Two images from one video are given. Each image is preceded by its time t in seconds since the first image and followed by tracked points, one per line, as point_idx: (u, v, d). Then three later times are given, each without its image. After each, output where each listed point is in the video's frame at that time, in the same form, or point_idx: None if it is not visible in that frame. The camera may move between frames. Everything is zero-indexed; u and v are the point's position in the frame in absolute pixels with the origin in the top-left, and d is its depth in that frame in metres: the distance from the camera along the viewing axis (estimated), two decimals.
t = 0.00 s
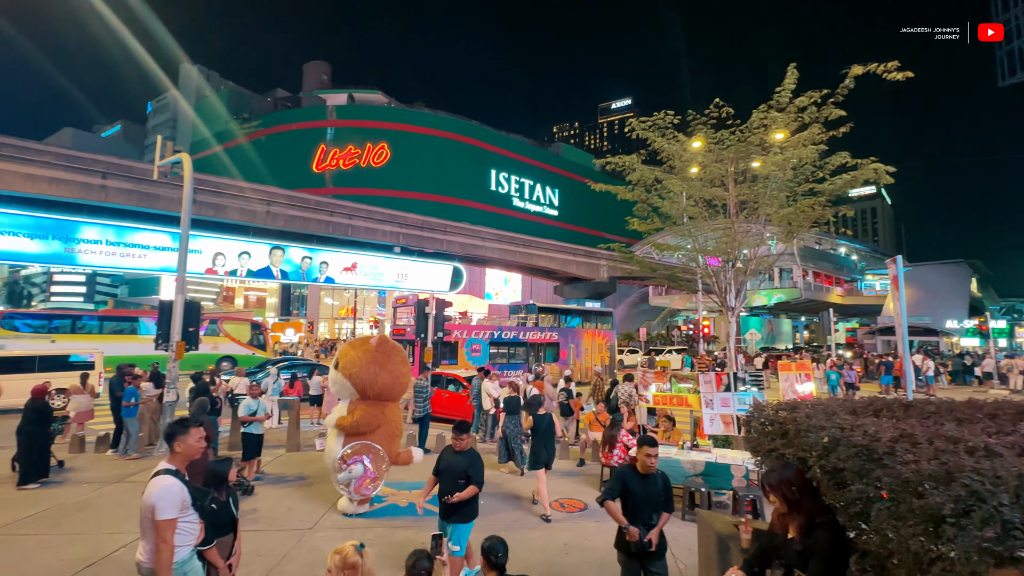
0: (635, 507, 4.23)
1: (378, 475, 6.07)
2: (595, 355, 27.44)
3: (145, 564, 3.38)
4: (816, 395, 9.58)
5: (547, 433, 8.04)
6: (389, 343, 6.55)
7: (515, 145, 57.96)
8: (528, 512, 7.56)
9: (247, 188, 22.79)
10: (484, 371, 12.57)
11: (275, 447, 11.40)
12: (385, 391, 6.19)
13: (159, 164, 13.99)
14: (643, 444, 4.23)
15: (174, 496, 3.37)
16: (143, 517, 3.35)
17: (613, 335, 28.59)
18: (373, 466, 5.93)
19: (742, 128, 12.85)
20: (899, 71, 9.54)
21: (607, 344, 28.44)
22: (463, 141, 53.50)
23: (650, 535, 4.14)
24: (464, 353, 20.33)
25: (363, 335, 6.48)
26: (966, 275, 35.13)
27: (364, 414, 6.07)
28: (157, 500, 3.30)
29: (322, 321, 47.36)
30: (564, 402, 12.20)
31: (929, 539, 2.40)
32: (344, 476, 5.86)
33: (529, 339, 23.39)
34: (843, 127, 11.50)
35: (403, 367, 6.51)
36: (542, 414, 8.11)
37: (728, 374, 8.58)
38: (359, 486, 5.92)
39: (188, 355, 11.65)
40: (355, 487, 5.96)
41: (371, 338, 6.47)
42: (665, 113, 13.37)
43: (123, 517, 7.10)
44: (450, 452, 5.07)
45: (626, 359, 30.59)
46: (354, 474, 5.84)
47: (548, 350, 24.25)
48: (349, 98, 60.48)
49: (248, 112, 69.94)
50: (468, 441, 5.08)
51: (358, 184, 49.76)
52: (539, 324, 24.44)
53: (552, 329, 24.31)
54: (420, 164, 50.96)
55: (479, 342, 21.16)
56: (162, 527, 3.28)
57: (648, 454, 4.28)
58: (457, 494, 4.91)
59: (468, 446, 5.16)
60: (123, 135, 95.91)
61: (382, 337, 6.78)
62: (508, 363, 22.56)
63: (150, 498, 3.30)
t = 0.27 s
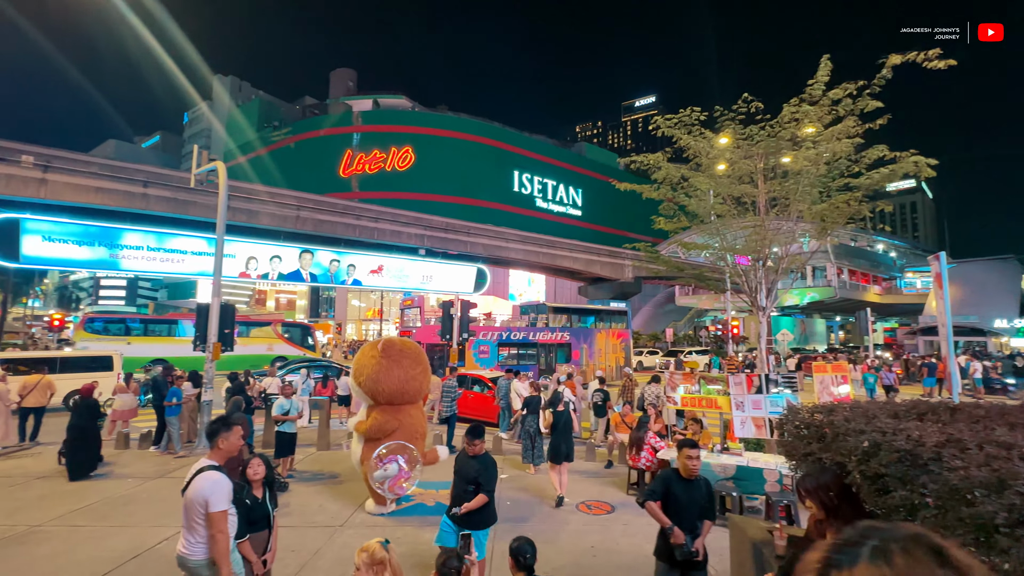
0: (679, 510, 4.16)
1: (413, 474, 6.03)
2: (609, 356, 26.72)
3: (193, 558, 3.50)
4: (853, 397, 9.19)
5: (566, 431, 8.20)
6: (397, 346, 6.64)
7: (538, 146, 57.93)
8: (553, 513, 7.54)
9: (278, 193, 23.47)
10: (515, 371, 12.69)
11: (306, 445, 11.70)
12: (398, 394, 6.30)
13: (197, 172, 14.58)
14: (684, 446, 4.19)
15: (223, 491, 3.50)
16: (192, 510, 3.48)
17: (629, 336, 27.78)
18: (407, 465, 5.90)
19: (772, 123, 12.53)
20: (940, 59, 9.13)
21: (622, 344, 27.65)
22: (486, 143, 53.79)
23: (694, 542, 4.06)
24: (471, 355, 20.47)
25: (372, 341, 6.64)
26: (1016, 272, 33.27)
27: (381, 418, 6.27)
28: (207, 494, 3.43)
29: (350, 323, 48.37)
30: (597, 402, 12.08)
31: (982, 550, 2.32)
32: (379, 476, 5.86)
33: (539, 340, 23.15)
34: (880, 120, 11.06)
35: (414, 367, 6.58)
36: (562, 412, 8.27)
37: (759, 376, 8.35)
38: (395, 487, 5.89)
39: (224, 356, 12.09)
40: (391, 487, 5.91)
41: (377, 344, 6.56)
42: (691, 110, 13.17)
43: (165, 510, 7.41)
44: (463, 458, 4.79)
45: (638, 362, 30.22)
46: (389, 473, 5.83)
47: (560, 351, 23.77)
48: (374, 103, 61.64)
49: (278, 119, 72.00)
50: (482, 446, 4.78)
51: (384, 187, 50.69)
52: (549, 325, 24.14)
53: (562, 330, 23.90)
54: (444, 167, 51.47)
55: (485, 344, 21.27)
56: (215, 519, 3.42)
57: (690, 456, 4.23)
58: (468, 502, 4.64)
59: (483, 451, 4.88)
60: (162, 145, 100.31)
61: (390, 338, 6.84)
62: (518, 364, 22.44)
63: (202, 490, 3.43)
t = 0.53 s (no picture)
0: (726, 514, 4.05)
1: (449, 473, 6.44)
2: (627, 357, 25.82)
3: (237, 550, 3.63)
4: (898, 400, 8.74)
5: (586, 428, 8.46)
6: (403, 354, 6.64)
7: (563, 146, 57.67)
8: (584, 515, 7.50)
9: (310, 199, 24.14)
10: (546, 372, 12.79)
11: (339, 443, 12.02)
12: (410, 404, 6.41)
13: (234, 180, 15.17)
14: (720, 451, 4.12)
15: (269, 484, 3.66)
16: (234, 505, 3.63)
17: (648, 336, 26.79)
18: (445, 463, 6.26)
19: (807, 116, 12.14)
20: (991, 43, 8.62)
21: (641, 345, 26.63)
22: (511, 144, 53.91)
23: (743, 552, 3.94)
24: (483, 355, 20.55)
25: (379, 353, 6.68)
26: None
27: (400, 426, 6.44)
28: (254, 487, 3.60)
29: (379, 324, 49.32)
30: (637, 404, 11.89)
31: None
32: (418, 476, 6.19)
33: (553, 339, 22.82)
34: (925, 109, 10.54)
35: (422, 373, 6.57)
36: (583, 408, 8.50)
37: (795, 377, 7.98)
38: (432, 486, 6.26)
39: (260, 357, 12.52)
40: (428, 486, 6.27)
41: (383, 356, 6.64)
42: (721, 106, 12.92)
43: (208, 504, 7.74)
44: (470, 464, 4.65)
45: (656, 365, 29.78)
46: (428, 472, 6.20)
47: (575, 351, 23.31)
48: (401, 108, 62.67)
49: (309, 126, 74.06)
50: (490, 451, 4.63)
51: (411, 191, 51.54)
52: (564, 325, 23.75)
53: (577, 330, 23.38)
54: (469, 169, 51.86)
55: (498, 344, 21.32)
56: (265, 510, 3.59)
57: (729, 461, 4.11)
58: (478, 511, 4.48)
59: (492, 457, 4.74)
60: (201, 154, 104.77)
61: (398, 344, 6.86)
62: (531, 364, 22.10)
63: (249, 483, 3.60)
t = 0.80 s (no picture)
0: (773, 522, 3.97)
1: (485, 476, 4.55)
2: (645, 358, 25.13)
3: (275, 543, 3.75)
4: (945, 402, 8.28)
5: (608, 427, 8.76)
6: (430, 354, 6.73)
7: (588, 144, 57.22)
8: (613, 517, 7.43)
9: (339, 203, 24.72)
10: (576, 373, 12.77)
11: (370, 442, 12.28)
12: (439, 404, 6.49)
13: (267, 186, 15.67)
14: (754, 457, 4.04)
15: (307, 478, 3.80)
16: (272, 500, 3.75)
17: (668, 335, 25.88)
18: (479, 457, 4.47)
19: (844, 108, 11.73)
20: None
21: (661, 345, 25.80)
22: (535, 144, 53.82)
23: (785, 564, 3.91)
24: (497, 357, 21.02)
25: (408, 354, 6.80)
26: None
27: (429, 427, 6.57)
28: (292, 481, 3.73)
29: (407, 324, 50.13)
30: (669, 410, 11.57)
31: None
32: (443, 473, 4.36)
33: (568, 339, 22.74)
34: (973, 96, 10.00)
35: (447, 373, 6.62)
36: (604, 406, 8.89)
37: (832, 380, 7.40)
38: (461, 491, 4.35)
39: (293, 357, 12.92)
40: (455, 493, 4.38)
41: (411, 357, 6.74)
42: (752, 100, 12.63)
43: (247, 499, 8.04)
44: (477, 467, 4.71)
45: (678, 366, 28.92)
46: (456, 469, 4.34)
47: (591, 351, 23.15)
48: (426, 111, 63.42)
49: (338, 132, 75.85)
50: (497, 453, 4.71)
51: (437, 193, 52.17)
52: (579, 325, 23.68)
53: (592, 330, 23.23)
54: (494, 170, 52.14)
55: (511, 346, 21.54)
56: (303, 503, 3.73)
57: (765, 468, 4.04)
58: (487, 513, 4.48)
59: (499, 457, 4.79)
60: (236, 161, 108.64)
61: (427, 344, 6.94)
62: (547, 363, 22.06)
63: (288, 478, 3.73)
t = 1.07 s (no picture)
0: (819, 530, 3.88)
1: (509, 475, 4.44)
2: (666, 357, 24.68)
3: (310, 538, 3.86)
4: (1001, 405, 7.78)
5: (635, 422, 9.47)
6: (466, 350, 6.81)
7: (615, 142, 56.57)
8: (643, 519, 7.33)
9: (368, 206, 25.25)
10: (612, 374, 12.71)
11: (400, 440, 12.52)
12: (473, 400, 6.48)
13: (299, 190, 16.14)
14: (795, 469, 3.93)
15: (338, 475, 3.88)
16: (308, 496, 3.87)
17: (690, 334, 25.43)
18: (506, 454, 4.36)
19: (885, 96, 11.23)
20: None
21: (681, 344, 25.20)
22: (561, 143, 53.56)
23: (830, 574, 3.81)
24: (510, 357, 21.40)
25: (443, 350, 6.87)
26: None
27: (462, 422, 6.54)
28: (325, 478, 3.84)
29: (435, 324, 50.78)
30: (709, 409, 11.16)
31: None
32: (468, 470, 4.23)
33: (583, 339, 22.22)
34: None
35: (483, 370, 6.66)
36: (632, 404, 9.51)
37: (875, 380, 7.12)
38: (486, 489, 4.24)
39: (326, 356, 13.29)
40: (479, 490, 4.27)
41: (446, 352, 6.79)
42: (786, 91, 12.27)
43: (284, 494, 8.30)
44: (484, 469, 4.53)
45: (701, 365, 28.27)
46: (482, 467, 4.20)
47: (608, 351, 22.65)
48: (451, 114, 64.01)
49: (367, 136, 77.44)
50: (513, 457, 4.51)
51: (463, 194, 52.63)
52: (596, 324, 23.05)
53: (609, 330, 22.60)
54: (520, 170, 52.16)
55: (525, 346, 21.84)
56: (334, 500, 3.82)
57: (807, 481, 3.92)
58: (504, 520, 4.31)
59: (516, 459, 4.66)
60: (270, 166, 112.31)
61: (461, 342, 7.02)
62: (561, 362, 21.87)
63: (320, 474, 3.84)
